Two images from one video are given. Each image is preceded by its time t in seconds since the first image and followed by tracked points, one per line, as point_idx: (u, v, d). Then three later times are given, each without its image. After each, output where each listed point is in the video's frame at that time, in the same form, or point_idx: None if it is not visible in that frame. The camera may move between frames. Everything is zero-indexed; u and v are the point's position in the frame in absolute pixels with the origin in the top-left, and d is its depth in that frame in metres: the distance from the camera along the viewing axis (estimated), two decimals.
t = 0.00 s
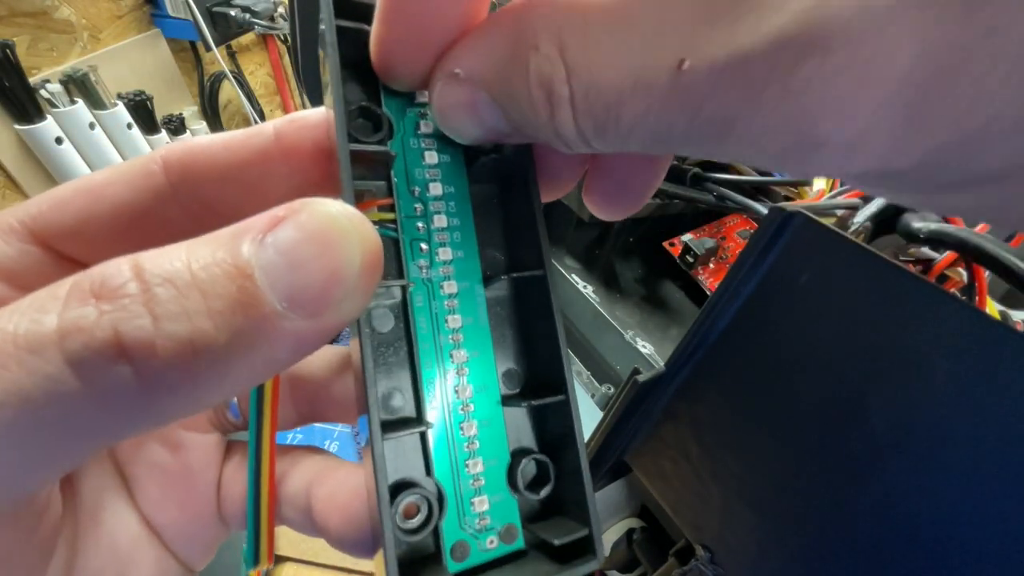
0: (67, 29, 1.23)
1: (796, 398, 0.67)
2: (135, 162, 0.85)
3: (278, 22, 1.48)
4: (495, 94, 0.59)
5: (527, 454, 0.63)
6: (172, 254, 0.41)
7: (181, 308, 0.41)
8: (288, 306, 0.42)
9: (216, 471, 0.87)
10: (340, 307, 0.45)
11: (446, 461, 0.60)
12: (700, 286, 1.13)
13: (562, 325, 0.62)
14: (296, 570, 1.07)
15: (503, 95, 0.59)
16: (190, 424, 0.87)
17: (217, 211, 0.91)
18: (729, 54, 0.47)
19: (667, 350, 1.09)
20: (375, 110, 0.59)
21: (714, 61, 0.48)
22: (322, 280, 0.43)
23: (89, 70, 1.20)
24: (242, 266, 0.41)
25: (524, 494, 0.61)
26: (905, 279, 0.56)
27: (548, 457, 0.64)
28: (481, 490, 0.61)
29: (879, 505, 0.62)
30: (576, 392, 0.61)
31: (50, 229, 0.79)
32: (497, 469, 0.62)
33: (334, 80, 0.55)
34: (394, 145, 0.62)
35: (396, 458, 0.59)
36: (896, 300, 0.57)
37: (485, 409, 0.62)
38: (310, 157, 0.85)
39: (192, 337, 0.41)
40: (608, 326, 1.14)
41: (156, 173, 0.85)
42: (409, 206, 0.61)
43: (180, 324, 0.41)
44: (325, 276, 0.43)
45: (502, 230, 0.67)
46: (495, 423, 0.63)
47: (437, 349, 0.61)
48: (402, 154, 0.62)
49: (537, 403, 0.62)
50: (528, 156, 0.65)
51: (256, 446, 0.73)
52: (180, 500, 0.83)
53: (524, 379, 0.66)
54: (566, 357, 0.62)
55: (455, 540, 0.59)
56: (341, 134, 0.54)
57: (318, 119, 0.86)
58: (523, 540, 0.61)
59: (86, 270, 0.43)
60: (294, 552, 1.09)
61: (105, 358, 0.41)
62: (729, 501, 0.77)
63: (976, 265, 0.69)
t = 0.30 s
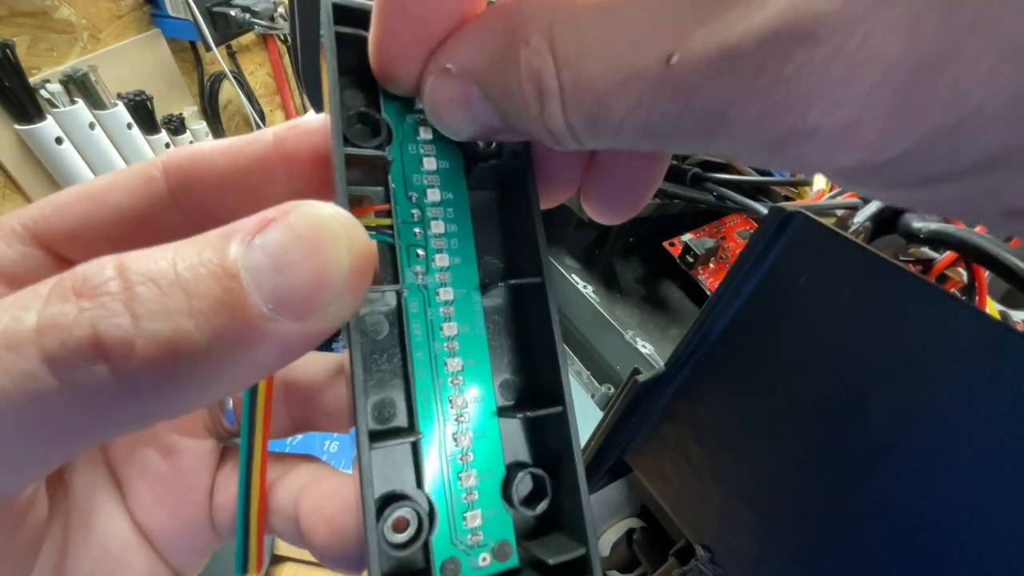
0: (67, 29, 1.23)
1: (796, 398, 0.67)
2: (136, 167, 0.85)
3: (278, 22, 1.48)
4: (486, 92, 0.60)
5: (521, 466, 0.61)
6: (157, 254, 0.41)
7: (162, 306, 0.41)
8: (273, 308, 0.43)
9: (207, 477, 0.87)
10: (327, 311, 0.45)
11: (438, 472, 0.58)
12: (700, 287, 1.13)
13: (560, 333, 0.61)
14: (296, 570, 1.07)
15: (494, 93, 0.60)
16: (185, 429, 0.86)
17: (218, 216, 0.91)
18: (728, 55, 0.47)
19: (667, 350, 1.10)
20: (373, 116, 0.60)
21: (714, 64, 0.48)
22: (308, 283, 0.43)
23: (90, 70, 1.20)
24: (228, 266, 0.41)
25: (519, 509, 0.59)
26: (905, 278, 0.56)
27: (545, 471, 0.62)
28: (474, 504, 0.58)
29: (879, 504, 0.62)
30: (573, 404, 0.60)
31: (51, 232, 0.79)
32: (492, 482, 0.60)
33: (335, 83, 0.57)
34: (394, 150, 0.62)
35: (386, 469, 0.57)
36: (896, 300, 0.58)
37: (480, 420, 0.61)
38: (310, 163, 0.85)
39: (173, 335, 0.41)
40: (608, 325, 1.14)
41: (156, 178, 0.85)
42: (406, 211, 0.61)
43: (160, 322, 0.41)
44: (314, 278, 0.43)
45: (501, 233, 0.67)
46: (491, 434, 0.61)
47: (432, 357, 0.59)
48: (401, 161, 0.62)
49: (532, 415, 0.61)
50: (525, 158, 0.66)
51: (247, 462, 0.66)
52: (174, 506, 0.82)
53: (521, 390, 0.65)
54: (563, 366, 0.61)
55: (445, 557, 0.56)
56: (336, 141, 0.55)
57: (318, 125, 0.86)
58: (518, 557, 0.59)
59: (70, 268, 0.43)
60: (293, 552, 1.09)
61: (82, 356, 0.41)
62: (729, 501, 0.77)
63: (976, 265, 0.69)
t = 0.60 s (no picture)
0: (67, 29, 1.23)
1: (795, 398, 0.68)
2: (141, 173, 0.86)
3: (278, 22, 1.48)
4: (478, 100, 0.60)
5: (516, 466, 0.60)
6: (145, 241, 0.42)
7: (143, 290, 0.41)
8: (256, 295, 0.43)
9: (208, 480, 0.86)
10: (313, 300, 0.46)
11: (429, 471, 0.57)
12: (700, 286, 1.13)
13: (556, 333, 0.61)
14: (295, 570, 1.07)
15: (486, 103, 0.60)
16: (185, 432, 0.86)
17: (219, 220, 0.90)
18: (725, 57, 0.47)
19: (667, 350, 1.09)
20: (370, 115, 0.61)
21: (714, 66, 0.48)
22: (292, 271, 0.43)
23: (90, 70, 1.20)
24: (212, 252, 0.42)
25: (513, 510, 0.59)
26: (905, 278, 0.56)
27: (540, 471, 0.61)
28: (466, 503, 0.58)
29: (880, 504, 0.62)
30: (567, 402, 0.60)
31: (59, 236, 0.80)
32: (484, 480, 0.59)
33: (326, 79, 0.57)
34: (386, 147, 0.61)
35: (373, 466, 0.55)
36: (894, 300, 0.58)
37: (473, 417, 0.60)
38: (310, 164, 0.86)
39: (151, 319, 0.41)
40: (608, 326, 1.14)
41: (159, 181, 0.85)
42: (399, 206, 0.60)
43: (139, 306, 0.41)
44: (298, 267, 0.44)
45: (500, 236, 0.66)
46: (484, 431, 0.60)
47: (424, 353, 0.58)
48: (393, 157, 0.61)
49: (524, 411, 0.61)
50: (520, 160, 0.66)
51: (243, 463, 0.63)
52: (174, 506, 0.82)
53: (516, 388, 0.64)
54: (558, 366, 0.61)
55: (435, 555, 0.56)
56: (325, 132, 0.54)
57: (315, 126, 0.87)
58: (511, 556, 0.58)
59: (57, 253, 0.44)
60: (293, 552, 1.09)
61: (60, 336, 0.41)
62: (728, 500, 0.77)
63: (976, 265, 0.69)
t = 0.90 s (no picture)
0: (67, 29, 1.23)
1: (794, 398, 0.68)
2: (141, 167, 0.87)
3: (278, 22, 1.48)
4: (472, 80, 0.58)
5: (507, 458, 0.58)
6: (118, 208, 0.46)
7: (109, 249, 0.45)
8: (226, 258, 0.46)
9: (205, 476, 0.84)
10: (283, 266, 0.49)
11: (411, 459, 0.54)
12: (700, 286, 1.13)
13: (547, 316, 0.59)
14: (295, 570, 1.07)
15: (480, 81, 0.58)
16: (184, 428, 0.86)
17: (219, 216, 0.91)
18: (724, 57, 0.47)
19: (667, 349, 1.09)
20: (360, 99, 0.64)
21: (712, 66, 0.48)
22: (261, 236, 0.47)
23: (90, 70, 1.20)
24: (184, 217, 0.46)
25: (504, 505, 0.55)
26: (905, 278, 0.56)
27: (535, 466, 0.58)
28: (451, 495, 0.55)
29: (880, 504, 0.62)
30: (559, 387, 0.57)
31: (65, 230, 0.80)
32: (473, 471, 0.56)
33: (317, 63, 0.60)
34: (376, 130, 0.62)
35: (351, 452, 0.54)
36: (893, 299, 0.58)
37: (461, 402, 0.57)
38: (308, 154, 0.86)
39: (109, 276, 0.45)
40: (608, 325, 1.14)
41: (160, 173, 0.86)
42: (389, 187, 0.60)
43: (103, 264, 0.45)
44: (268, 230, 0.47)
45: (499, 233, 0.66)
46: (474, 418, 0.57)
47: (409, 334, 0.57)
48: (383, 138, 0.62)
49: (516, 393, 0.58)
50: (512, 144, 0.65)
51: (232, 456, 0.58)
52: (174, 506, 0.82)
53: (512, 376, 0.62)
54: (552, 350, 0.58)
55: (415, 549, 0.53)
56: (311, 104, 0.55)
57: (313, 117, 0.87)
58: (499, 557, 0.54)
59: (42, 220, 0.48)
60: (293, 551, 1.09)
61: (20, 294, 0.44)
62: (728, 500, 0.77)
63: (976, 265, 0.69)
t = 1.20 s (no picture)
0: (67, 29, 1.23)
1: (794, 399, 0.68)
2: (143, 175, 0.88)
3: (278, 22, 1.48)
4: (476, 58, 0.59)
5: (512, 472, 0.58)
6: (106, 218, 0.48)
7: (92, 259, 0.46)
8: (215, 265, 0.48)
9: (206, 480, 0.83)
10: (274, 272, 0.50)
11: (413, 475, 0.54)
12: (700, 286, 1.13)
13: (554, 323, 0.58)
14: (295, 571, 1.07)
15: (485, 60, 0.59)
16: (187, 438, 0.85)
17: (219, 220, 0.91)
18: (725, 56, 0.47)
19: (667, 350, 1.09)
20: (360, 103, 0.64)
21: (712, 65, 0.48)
22: (252, 241, 0.48)
23: (90, 69, 1.20)
24: (172, 225, 0.47)
25: (509, 523, 0.55)
26: (905, 278, 0.56)
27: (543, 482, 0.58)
28: (454, 513, 0.54)
29: (880, 504, 0.62)
30: (567, 397, 0.57)
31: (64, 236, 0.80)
32: (478, 487, 0.55)
33: (315, 67, 0.60)
34: (377, 134, 0.63)
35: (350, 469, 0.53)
36: (893, 299, 0.58)
37: (464, 415, 0.56)
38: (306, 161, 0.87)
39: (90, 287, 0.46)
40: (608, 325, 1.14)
41: (161, 181, 0.87)
42: (389, 192, 0.61)
43: (86, 273, 0.46)
44: (252, 236, 0.48)
45: (502, 236, 0.65)
46: (478, 431, 0.56)
47: (411, 343, 0.57)
48: (383, 143, 0.62)
49: (521, 405, 0.57)
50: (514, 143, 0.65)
51: (231, 470, 0.56)
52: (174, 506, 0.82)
53: (519, 384, 0.62)
54: (557, 357, 0.58)
55: (416, 568, 0.52)
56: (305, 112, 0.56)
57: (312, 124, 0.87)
58: None
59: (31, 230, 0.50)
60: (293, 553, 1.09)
61: None
62: (728, 501, 0.77)
63: (976, 265, 0.69)
